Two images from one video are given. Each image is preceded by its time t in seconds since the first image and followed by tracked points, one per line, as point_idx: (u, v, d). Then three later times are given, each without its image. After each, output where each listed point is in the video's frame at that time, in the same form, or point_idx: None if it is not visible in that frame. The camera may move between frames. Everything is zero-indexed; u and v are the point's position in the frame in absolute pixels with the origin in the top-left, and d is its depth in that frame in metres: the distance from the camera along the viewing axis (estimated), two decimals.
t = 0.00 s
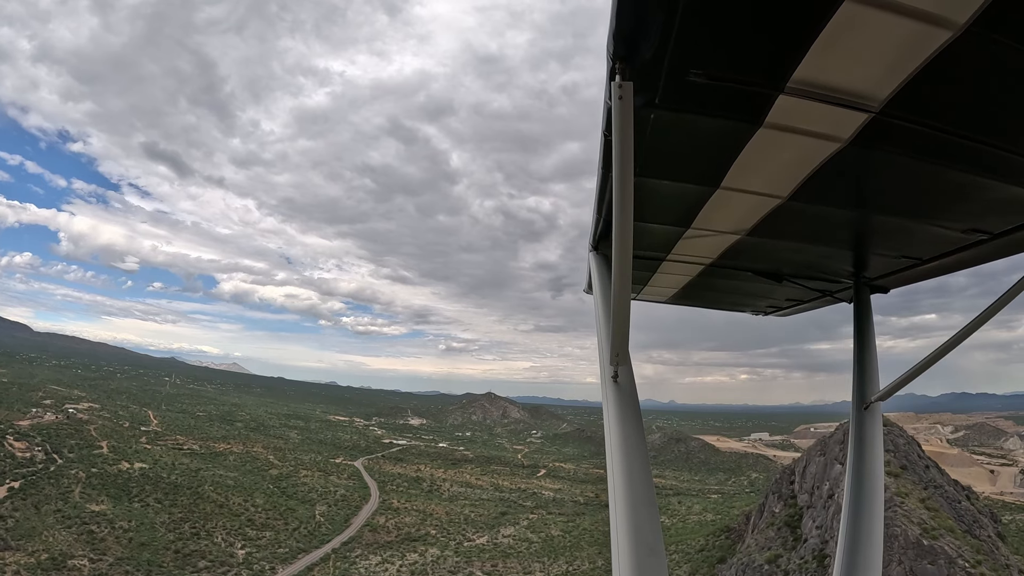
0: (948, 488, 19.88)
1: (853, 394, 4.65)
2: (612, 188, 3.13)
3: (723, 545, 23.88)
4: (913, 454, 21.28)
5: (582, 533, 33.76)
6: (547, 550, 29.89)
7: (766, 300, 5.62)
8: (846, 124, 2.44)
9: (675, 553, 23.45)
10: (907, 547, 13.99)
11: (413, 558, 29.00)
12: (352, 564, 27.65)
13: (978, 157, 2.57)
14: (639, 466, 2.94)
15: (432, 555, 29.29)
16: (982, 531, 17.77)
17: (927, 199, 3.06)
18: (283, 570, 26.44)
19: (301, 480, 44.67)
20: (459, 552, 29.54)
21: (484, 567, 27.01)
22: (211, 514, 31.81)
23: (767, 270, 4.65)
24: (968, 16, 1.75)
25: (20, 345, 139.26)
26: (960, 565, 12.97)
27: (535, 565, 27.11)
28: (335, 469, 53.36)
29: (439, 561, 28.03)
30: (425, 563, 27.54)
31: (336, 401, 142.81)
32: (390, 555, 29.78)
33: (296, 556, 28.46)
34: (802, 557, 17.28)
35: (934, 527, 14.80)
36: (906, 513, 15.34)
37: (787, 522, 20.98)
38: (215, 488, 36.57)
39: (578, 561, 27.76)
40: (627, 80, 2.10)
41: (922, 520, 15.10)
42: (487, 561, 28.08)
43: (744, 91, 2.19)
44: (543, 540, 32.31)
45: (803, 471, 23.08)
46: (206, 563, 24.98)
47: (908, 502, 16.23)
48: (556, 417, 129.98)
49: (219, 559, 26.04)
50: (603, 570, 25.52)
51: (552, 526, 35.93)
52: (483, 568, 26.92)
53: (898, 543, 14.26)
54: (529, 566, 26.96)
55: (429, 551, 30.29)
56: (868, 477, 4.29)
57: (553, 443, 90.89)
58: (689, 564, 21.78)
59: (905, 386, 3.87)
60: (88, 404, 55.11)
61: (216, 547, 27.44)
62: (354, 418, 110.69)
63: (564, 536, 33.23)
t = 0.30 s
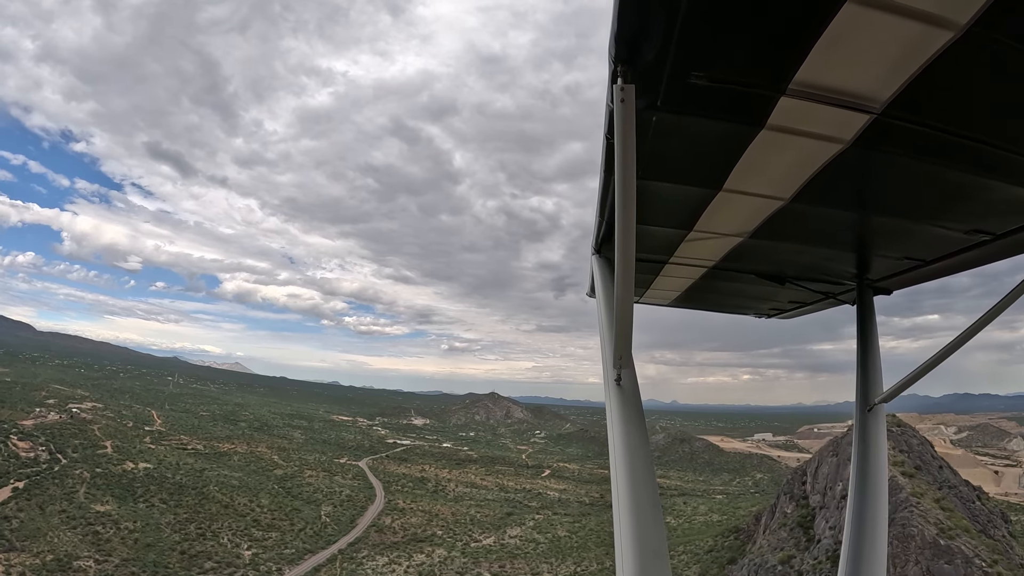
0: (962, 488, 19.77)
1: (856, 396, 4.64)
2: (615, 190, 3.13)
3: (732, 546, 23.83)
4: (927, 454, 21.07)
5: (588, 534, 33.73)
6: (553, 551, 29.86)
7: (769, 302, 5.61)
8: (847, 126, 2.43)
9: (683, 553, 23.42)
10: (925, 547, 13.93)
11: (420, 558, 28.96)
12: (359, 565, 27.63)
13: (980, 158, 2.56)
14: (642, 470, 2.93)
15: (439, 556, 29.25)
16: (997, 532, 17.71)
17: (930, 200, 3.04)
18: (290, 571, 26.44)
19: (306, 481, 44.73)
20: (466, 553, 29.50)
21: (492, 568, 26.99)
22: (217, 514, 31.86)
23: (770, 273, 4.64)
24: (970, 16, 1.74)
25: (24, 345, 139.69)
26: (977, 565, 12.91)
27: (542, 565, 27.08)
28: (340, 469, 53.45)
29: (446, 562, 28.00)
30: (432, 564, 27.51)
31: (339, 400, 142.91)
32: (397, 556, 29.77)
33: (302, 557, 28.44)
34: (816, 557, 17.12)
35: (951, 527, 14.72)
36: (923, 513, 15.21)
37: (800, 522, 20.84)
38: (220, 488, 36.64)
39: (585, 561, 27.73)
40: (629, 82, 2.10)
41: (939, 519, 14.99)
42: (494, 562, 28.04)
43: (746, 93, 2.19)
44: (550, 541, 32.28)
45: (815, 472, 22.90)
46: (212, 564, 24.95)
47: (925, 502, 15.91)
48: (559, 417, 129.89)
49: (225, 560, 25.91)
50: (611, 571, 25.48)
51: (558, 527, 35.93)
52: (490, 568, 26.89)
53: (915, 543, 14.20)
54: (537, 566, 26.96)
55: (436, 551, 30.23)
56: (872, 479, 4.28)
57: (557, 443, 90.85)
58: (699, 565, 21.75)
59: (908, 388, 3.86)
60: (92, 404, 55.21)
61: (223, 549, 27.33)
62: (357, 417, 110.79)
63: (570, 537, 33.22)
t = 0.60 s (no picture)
0: (980, 489, 19.58)
1: (861, 400, 4.62)
2: (618, 195, 3.12)
3: (745, 548, 23.72)
4: (946, 455, 20.73)
5: (599, 535, 33.69)
6: (565, 552, 29.82)
7: (773, 306, 5.59)
8: (852, 129, 2.42)
9: (696, 555, 23.33)
10: (946, 549, 13.85)
11: (431, 559, 28.94)
12: (370, 566, 27.67)
13: (984, 160, 2.54)
14: (647, 474, 2.93)
15: (451, 556, 29.24)
16: (1017, 533, 17.56)
17: (932, 204, 3.03)
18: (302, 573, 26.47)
19: (315, 481, 44.92)
20: (478, 554, 29.48)
21: (504, 569, 26.98)
22: (227, 515, 31.99)
23: (775, 276, 4.61)
24: (974, 17, 1.73)
25: (33, 343, 140.95)
26: (998, 566, 12.82)
27: (555, 567, 27.07)
28: (350, 470, 53.64)
29: (459, 562, 28.01)
30: (445, 564, 27.50)
31: (347, 400, 143.38)
32: (409, 557, 29.80)
33: (313, 559, 28.50)
34: (833, 559, 16.92)
35: (972, 528, 14.59)
36: (943, 514, 15.07)
37: (817, 523, 20.46)
38: (230, 488, 36.83)
39: (598, 563, 27.67)
40: (632, 88, 2.10)
41: (960, 520, 14.83)
42: (506, 563, 28.02)
43: (750, 97, 2.18)
44: (561, 542, 32.24)
45: (832, 473, 22.55)
46: (223, 565, 25.03)
47: (946, 505, 15.57)
48: (567, 418, 129.62)
49: (236, 560, 25.94)
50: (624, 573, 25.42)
51: (569, 528, 35.93)
52: (503, 569, 26.86)
53: (936, 545, 14.11)
54: (549, 568, 26.95)
55: (447, 552, 30.25)
56: (877, 483, 4.25)
57: (565, 444, 90.74)
58: (713, 567, 21.67)
59: (914, 392, 3.83)
60: (101, 403, 55.64)
61: (233, 550, 27.34)
62: (365, 418, 111.13)
63: (581, 538, 33.17)
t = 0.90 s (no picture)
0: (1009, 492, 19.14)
1: (869, 400, 4.54)
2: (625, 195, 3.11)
3: (765, 552, 23.55)
4: (972, 457, 20.06)
5: (615, 537, 33.58)
6: (581, 554, 29.80)
7: (781, 306, 5.53)
8: (858, 129, 2.38)
9: (714, 557, 23.09)
10: (973, 552, 13.64)
11: (448, 560, 28.94)
12: (386, 567, 27.75)
13: (992, 159, 2.49)
14: (654, 475, 2.91)
15: (467, 557, 29.26)
16: None
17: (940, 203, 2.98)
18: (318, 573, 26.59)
19: (330, 481, 45.23)
20: (494, 555, 29.51)
21: (521, 570, 26.99)
22: (242, 515, 32.24)
23: (782, 276, 4.56)
24: (981, 17, 1.70)
25: (52, 343, 143.41)
26: None
27: (572, 568, 27.07)
28: (364, 470, 53.98)
29: (477, 563, 28.05)
30: (462, 565, 27.55)
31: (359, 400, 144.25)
32: (425, 558, 29.87)
33: (328, 559, 28.61)
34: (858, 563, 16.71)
35: (1001, 531, 14.34)
36: (970, 517, 14.82)
37: (840, 526, 20.05)
38: (245, 488, 37.13)
39: (615, 565, 27.55)
40: (639, 88, 2.08)
41: (988, 524, 14.58)
42: (523, 564, 28.02)
43: (756, 97, 2.15)
44: (577, 543, 32.19)
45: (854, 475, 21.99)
46: (240, 565, 25.19)
47: (973, 508, 15.29)
48: (580, 419, 129.30)
49: (252, 561, 26.06)
50: None
51: (585, 529, 35.89)
52: (520, 571, 26.86)
53: (963, 547, 13.92)
54: (566, 569, 26.94)
55: (463, 553, 30.32)
56: (885, 485, 4.19)
57: (578, 445, 90.51)
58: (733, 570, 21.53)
59: (922, 392, 3.78)
60: (117, 403, 56.43)
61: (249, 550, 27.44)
62: (377, 417, 111.71)
63: (597, 539, 33.12)
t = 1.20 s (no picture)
0: None
1: (877, 393, 4.47)
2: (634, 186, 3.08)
3: (788, 555, 23.19)
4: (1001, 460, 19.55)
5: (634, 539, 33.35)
6: (600, 556, 29.63)
7: (790, 298, 5.45)
8: (868, 120, 2.33)
9: (736, 560, 22.80)
10: (1005, 556, 13.32)
11: (467, 561, 28.87)
12: (405, 568, 27.81)
13: (1003, 151, 2.42)
14: (663, 468, 2.88)
15: (487, 559, 29.21)
16: None
17: (951, 195, 2.90)
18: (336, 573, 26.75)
19: (347, 482, 45.54)
20: (513, 557, 29.43)
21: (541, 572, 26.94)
22: (260, 514, 32.51)
23: (792, 269, 4.49)
24: (989, 10, 1.66)
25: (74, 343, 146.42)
26: None
27: (592, 570, 26.98)
28: (382, 470, 54.31)
29: (497, 564, 28.02)
30: (482, 566, 27.50)
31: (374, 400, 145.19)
32: (444, 559, 29.89)
33: (347, 560, 28.75)
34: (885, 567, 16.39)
35: None
36: (1001, 521, 14.47)
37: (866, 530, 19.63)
38: (263, 488, 37.52)
39: (635, 568, 27.35)
40: (648, 79, 2.06)
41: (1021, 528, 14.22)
42: (542, 566, 27.93)
43: (766, 88, 2.12)
44: (595, 545, 32.03)
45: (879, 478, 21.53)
46: (257, 565, 25.42)
47: (1004, 511, 14.92)
48: (596, 421, 128.73)
49: (270, 560, 26.25)
50: None
51: (604, 531, 35.70)
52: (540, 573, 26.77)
53: (994, 551, 13.59)
54: (586, 571, 26.82)
55: (482, 554, 30.30)
56: (895, 478, 4.11)
57: (594, 447, 90.08)
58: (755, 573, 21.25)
59: (932, 385, 3.70)
60: (133, 402, 57.37)
61: (267, 549, 27.63)
62: (393, 418, 112.36)
63: (616, 541, 32.97)
